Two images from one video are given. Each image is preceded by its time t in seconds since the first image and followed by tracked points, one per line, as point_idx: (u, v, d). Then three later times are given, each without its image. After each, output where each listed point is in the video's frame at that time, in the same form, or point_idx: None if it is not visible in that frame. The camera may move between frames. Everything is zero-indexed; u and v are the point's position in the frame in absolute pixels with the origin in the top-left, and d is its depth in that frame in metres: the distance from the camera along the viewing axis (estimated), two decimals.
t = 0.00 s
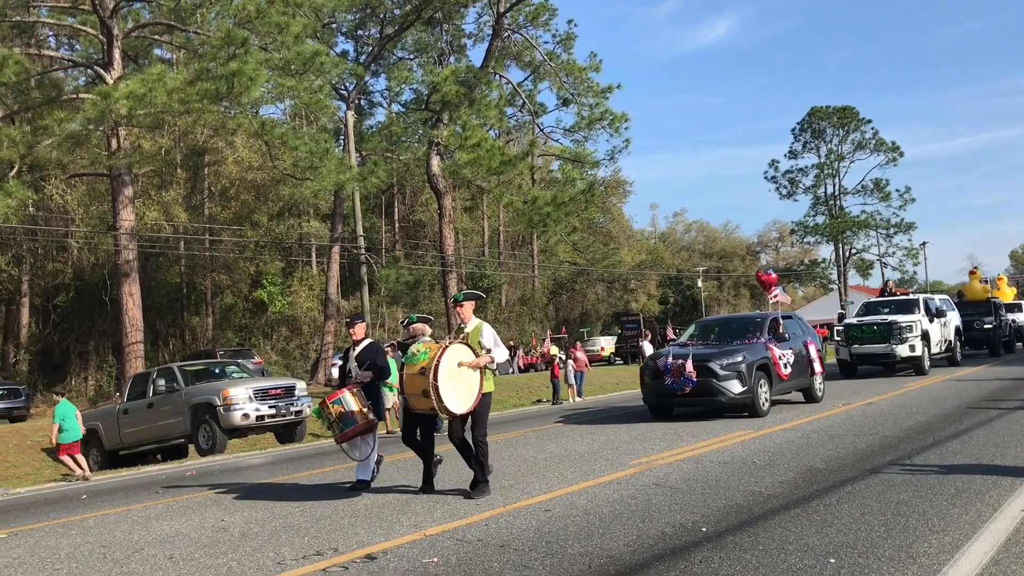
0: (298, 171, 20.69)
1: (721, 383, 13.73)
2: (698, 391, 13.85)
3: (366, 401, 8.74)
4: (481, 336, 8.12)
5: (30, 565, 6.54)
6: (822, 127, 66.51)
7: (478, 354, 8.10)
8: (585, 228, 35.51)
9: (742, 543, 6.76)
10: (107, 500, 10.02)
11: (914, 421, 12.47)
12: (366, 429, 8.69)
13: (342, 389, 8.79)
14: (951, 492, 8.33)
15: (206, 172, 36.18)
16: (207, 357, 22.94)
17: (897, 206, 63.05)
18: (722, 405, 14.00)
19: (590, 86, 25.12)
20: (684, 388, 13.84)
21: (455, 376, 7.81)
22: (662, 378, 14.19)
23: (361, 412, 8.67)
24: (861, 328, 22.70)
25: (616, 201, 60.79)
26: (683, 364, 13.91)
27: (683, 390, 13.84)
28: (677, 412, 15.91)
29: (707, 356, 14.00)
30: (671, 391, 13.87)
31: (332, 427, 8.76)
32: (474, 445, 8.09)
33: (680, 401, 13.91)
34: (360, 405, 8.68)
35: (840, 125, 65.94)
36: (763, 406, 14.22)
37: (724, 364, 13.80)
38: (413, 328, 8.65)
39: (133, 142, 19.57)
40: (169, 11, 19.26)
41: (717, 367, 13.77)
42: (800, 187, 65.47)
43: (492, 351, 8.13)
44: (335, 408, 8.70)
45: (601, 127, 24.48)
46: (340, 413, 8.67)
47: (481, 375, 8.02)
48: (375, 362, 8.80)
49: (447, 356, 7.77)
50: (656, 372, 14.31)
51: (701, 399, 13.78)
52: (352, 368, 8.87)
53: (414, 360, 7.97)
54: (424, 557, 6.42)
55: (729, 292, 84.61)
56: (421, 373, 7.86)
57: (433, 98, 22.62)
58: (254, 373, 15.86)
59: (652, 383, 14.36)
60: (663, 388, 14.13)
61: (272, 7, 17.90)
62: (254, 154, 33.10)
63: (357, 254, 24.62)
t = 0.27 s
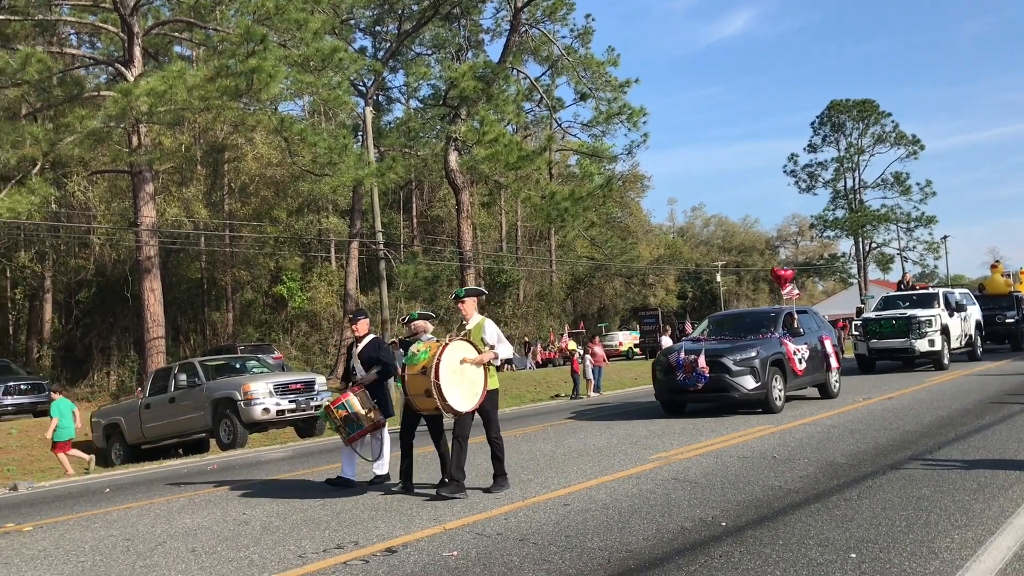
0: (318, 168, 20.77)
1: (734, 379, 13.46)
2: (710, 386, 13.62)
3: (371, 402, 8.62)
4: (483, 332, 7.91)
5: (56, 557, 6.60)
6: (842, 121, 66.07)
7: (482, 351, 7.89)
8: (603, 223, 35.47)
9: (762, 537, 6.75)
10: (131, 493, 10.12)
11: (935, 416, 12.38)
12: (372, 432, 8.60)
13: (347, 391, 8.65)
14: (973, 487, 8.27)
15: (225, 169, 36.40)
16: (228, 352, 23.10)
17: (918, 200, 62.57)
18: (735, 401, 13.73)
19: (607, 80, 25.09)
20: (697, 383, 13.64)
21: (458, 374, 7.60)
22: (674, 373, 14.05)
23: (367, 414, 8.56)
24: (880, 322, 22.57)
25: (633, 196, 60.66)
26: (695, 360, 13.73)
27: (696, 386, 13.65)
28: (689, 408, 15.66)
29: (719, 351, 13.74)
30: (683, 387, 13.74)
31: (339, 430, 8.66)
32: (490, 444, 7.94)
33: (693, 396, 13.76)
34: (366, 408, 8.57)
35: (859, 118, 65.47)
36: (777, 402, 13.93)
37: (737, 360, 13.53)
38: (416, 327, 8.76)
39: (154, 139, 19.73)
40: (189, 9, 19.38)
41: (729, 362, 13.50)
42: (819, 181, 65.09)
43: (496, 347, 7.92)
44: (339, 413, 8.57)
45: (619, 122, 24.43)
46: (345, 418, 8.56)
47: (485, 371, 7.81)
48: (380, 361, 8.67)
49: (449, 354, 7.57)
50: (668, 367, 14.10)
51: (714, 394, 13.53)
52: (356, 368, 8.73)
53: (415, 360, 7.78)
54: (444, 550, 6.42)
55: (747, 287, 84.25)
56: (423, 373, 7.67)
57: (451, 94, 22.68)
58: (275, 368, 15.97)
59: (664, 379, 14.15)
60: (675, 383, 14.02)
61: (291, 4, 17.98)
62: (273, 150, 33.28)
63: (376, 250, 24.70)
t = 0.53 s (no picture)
0: (340, 163, 20.84)
1: (750, 374, 13.21)
2: (726, 381, 13.36)
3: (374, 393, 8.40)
4: (485, 326, 7.81)
5: (84, 549, 6.69)
6: (866, 113, 65.39)
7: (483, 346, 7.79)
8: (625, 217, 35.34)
9: (785, 532, 6.71)
10: (158, 487, 10.24)
11: (961, 410, 12.24)
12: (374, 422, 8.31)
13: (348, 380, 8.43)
14: (1000, 482, 8.17)
15: (247, 164, 36.65)
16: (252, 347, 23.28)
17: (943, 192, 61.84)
18: (752, 396, 13.46)
19: (629, 73, 24.99)
20: (712, 378, 13.38)
21: (459, 368, 7.48)
22: (689, 369, 13.77)
23: (369, 405, 8.31)
24: (903, 316, 22.35)
25: (655, 189, 60.40)
26: (711, 355, 13.47)
27: (711, 381, 13.38)
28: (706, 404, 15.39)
29: (735, 346, 13.51)
30: (698, 382, 13.43)
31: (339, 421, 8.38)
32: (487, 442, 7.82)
33: (708, 391, 13.48)
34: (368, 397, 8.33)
35: (884, 109, 64.75)
36: (794, 397, 13.66)
37: (753, 355, 13.30)
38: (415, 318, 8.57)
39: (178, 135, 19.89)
40: (211, 5, 19.51)
41: (745, 357, 13.29)
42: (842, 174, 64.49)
43: (497, 342, 7.81)
44: (341, 400, 8.33)
45: (641, 115, 24.32)
46: (346, 405, 8.30)
47: (487, 366, 7.70)
48: (384, 353, 8.54)
49: (450, 347, 7.45)
50: (683, 363, 13.86)
51: (730, 389, 13.28)
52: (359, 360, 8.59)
53: (416, 353, 7.64)
54: (466, 544, 6.42)
55: (770, 280, 83.67)
56: (423, 365, 7.51)
57: (472, 88, 22.71)
58: (298, 363, 16.07)
59: (679, 374, 13.92)
60: (690, 379, 13.73)
61: None
62: (295, 146, 33.47)
63: (399, 245, 24.78)
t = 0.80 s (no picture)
0: (360, 158, 20.90)
1: (766, 369, 12.90)
2: (742, 377, 13.06)
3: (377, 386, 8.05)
4: (490, 322, 7.56)
5: (107, 542, 6.75)
6: (891, 103, 64.49)
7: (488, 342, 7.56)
8: (646, 210, 35.17)
9: (807, 527, 6.63)
10: (180, 480, 10.34)
11: (988, 404, 12.05)
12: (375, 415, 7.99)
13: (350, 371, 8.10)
14: None
15: (270, 159, 36.88)
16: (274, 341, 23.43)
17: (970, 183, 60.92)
18: (769, 392, 13.16)
19: (650, 65, 24.83)
20: (727, 374, 13.10)
21: (462, 365, 7.26)
22: (704, 364, 13.49)
23: (371, 397, 7.97)
24: (925, 309, 22.05)
25: (677, 182, 60.02)
26: (725, 350, 13.18)
27: (727, 377, 13.10)
28: (724, 400, 15.10)
29: (750, 341, 13.18)
30: (713, 378, 13.17)
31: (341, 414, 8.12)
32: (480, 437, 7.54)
33: (723, 387, 13.21)
34: (372, 391, 7.98)
35: (909, 100, 63.84)
36: (811, 393, 13.32)
37: (769, 350, 12.97)
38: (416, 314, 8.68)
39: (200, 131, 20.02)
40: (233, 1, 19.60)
41: (761, 352, 12.96)
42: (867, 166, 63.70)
43: (502, 338, 7.58)
44: (341, 388, 8.06)
45: (662, 107, 24.17)
46: (346, 394, 8.02)
47: (492, 363, 7.47)
48: (389, 349, 8.18)
49: (453, 344, 7.22)
50: (697, 358, 13.57)
51: (745, 385, 12.97)
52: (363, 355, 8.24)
53: (418, 350, 7.41)
54: (486, 538, 6.41)
55: (795, 273, 82.92)
56: (426, 363, 7.28)
57: (493, 81, 22.67)
58: (320, 357, 16.17)
59: (693, 370, 13.63)
60: (704, 374, 13.46)
61: None
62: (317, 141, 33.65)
63: (419, 239, 24.83)
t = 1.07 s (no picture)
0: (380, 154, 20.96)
1: (778, 366, 12.54)
2: (753, 374, 12.70)
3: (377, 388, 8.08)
4: (495, 320, 7.40)
5: (129, 536, 6.83)
6: (914, 96, 63.69)
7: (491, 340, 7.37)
8: (666, 206, 35.03)
9: (826, 524, 6.57)
10: (203, 475, 10.45)
11: (1012, 401, 11.88)
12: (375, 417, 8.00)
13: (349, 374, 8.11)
14: None
15: (291, 155, 37.09)
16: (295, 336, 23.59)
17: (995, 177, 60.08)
18: (781, 390, 12.80)
19: (670, 60, 24.70)
20: (739, 371, 12.74)
21: (464, 363, 7.08)
22: (714, 361, 13.15)
23: (371, 400, 7.98)
24: (946, 304, 21.75)
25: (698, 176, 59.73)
26: (737, 347, 12.83)
27: (738, 374, 12.75)
28: (735, 397, 14.78)
29: (762, 337, 12.83)
30: (724, 375, 12.83)
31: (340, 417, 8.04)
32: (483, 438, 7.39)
33: (734, 384, 12.86)
34: (370, 392, 7.99)
35: (933, 93, 63.01)
36: (825, 391, 12.97)
37: (781, 346, 12.61)
38: (416, 312, 7.92)
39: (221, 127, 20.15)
40: None
41: (773, 349, 12.60)
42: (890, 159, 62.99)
43: (506, 337, 7.41)
44: (341, 395, 7.98)
45: (682, 101, 24.02)
46: (346, 400, 7.96)
47: (494, 362, 7.30)
48: (389, 348, 8.30)
49: (455, 341, 7.03)
50: (708, 355, 13.25)
51: (757, 383, 12.63)
52: (364, 355, 8.34)
53: (419, 344, 7.22)
54: (504, 534, 6.41)
55: (817, 268, 82.21)
56: (426, 359, 7.10)
57: (512, 77, 22.66)
58: (340, 352, 16.23)
59: (704, 367, 13.31)
60: (715, 371, 13.12)
61: None
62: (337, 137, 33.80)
63: (438, 235, 24.86)
